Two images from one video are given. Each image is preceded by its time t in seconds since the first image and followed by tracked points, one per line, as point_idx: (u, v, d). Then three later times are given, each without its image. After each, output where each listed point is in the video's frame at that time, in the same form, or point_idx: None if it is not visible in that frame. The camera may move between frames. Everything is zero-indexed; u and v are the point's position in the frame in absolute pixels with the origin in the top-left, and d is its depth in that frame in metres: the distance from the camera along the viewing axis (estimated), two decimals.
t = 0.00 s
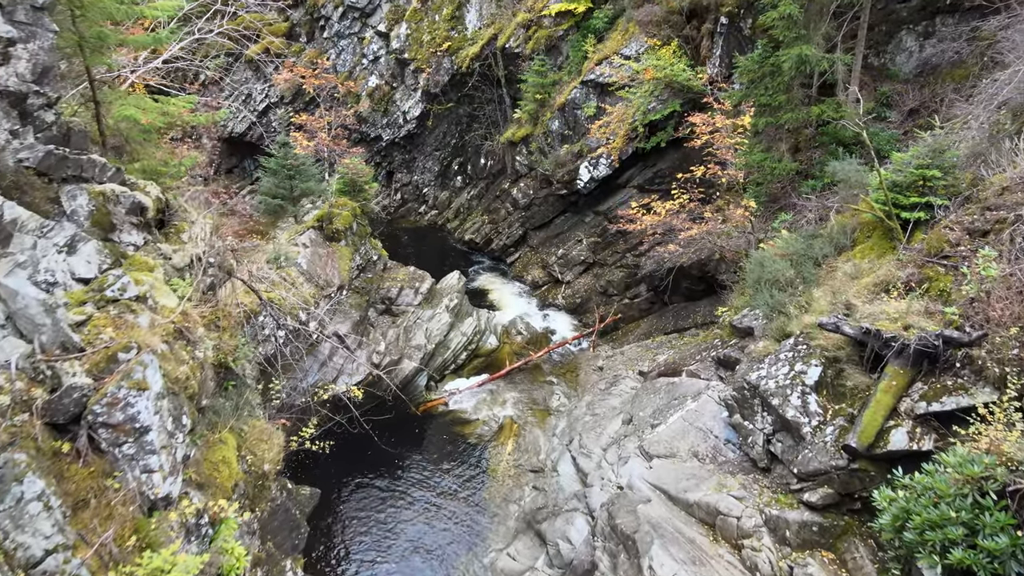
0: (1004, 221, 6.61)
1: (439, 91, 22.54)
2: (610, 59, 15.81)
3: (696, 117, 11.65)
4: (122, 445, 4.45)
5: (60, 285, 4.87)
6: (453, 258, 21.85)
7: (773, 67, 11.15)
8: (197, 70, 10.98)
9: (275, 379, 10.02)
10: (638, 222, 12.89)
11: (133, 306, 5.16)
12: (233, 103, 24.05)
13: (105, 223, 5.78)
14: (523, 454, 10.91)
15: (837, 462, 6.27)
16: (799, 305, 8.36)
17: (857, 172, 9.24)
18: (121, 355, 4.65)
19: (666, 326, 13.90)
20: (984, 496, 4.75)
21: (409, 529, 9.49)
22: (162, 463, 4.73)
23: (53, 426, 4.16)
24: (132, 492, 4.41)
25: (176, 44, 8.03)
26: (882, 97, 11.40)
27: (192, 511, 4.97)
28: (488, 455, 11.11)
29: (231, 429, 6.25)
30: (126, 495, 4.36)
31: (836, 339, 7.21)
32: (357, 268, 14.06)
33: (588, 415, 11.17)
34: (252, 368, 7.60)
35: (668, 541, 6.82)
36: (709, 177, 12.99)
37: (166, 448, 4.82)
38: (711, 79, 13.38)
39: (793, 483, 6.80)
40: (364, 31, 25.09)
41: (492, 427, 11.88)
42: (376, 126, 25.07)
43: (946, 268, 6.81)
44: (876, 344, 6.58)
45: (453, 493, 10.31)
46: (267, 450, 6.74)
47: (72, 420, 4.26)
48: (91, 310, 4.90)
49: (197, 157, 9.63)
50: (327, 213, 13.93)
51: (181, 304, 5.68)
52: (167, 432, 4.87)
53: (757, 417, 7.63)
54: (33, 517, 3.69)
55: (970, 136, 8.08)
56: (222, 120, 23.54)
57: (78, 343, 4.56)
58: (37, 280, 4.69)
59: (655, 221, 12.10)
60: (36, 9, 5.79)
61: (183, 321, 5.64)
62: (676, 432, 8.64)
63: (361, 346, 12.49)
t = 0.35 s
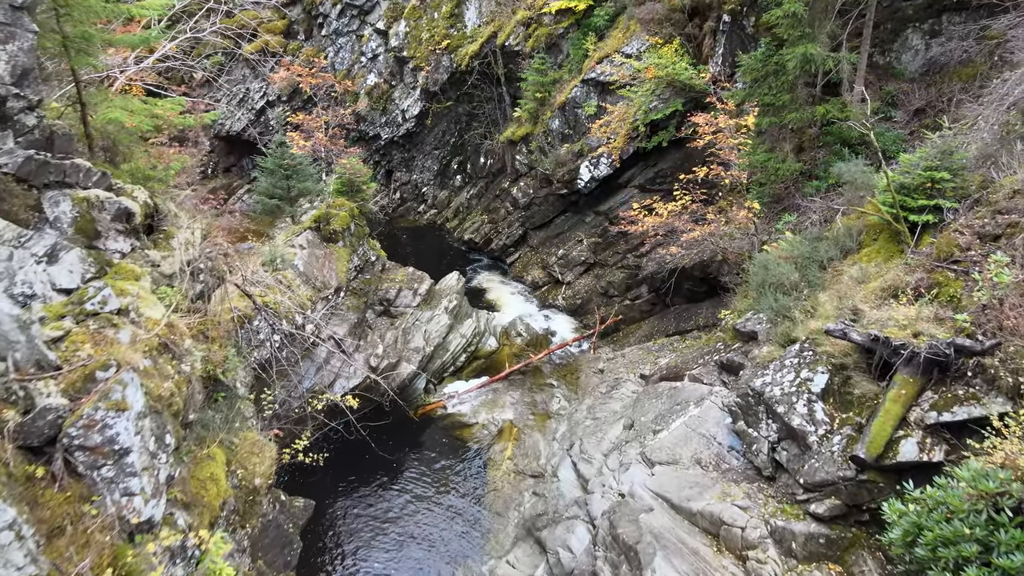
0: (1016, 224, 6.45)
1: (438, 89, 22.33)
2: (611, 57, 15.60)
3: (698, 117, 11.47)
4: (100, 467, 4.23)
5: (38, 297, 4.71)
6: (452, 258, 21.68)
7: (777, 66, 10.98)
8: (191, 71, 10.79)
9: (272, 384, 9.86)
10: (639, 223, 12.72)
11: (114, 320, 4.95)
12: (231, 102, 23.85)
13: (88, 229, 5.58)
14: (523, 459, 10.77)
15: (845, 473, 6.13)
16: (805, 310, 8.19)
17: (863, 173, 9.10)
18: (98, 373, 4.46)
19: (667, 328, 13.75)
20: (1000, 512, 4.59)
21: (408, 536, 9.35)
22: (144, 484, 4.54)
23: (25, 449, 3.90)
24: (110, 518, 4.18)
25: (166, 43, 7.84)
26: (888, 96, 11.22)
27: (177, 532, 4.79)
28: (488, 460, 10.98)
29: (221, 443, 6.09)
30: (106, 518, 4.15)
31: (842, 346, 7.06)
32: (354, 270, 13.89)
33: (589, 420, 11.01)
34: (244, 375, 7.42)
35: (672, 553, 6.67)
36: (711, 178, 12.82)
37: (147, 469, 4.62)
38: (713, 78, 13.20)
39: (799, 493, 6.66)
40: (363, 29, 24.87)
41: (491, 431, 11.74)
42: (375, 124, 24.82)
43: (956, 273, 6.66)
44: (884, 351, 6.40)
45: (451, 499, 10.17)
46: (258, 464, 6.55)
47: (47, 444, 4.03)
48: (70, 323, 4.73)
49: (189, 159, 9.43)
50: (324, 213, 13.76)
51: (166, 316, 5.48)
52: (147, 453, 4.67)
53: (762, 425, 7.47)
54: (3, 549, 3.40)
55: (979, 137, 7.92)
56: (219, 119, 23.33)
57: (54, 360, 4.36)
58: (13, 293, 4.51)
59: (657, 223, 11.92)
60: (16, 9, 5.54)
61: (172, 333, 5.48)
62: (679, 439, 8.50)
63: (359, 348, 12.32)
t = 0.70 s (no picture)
0: None
1: (437, 88, 22.07)
2: (612, 55, 15.35)
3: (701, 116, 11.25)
4: (71, 499, 4.01)
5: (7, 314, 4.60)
6: (451, 258, 21.47)
7: (782, 65, 10.76)
8: (183, 71, 10.56)
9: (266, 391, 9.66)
10: (641, 225, 12.52)
11: (88, 339, 4.76)
12: (228, 101, 23.61)
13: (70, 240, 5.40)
14: (523, 465, 10.60)
15: (855, 487, 5.96)
16: (812, 317, 8.00)
17: (869, 174, 8.93)
18: (67, 399, 4.25)
19: (669, 330, 13.56)
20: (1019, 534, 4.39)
21: (405, 546, 9.18)
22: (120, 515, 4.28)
23: None
24: (81, 552, 3.94)
25: (153, 41, 7.57)
26: (894, 96, 11.01)
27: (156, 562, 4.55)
28: (487, 466, 10.81)
29: (208, 460, 5.88)
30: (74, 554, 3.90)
31: (850, 355, 6.87)
32: (352, 272, 13.69)
33: (590, 425, 10.83)
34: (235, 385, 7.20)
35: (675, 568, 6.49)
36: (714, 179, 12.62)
37: (124, 500, 4.37)
38: (716, 77, 12.98)
39: (807, 506, 6.48)
40: (361, 26, 24.60)
41: (490, 436, 11.57)
42: (373, 123, 24.54)
43: (969, 281, 6.46)
44: (895, 361, 6.20)
45: (450, 506, 10.01)
46: (247, 481, 6.32)
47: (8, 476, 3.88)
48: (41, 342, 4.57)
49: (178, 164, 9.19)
50: (320, 214, 13.56)
51: (147, 332, 5.27)
52: (125, 483, 4.42)
53: (768, 434, 7.29)
54: None
55: (990, 139, 7.73)
56: (215, 118, 23.08)
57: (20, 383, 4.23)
58: None
59: (659, 225, 11.72)
60: None
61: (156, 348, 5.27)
62: (682, 447, 8.32)
63: (356, 352, 12.14)
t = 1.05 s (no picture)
0: None
1: (436, 86, 21.83)
2: (613, 54, 15.12)
3: (704, 118, 11.05)
4: (39, 534, 3.64)
5: None
6: (450, 259, 21.29)
7: (787, 65, 10.56)
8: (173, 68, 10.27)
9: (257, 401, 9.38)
10: (643, 228, 12.33)
11: (61, 361, 4.34)
12: (225, 100, 23.38)
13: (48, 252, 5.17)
14: (522, 472, 10.42)
15: (865, 503, 5.78)
16: (819, 324, 7.80)
17: (874, 176, 8.75)
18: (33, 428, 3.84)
19: (671, 334, 13.37)
20: None
21: (404, 556, 8.99)
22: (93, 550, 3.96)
23: None
24: None
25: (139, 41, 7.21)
26: (900, 95, 10.83)
27: None
28: (487, 473, 10.63)
29: (194, 481, 5.55)
30: None
31: (860, 364, 6.67)
32: (350, 274, 13.49)
33: (591, 431, 10.66)
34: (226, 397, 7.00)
35: None
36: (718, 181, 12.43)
37: (98, 531, 4.05)
38: (718, 77, 12.77)
39: (814, 519, 6.30)
40: (359, 24, 24.32)
41: (489, 442, 11.40)
42: (372, 122, 24.29)
43: (983, 289, 6.28)
44: (906, 372, 6.00)
45: (447, 514, 9.83)
46: (235, 500, 6.02)
47: None
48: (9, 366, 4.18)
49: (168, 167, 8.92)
50: (317, 216, 13.35)
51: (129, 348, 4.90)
52: (98, 514, 4.09)
53: (774, 445, 7.10)
54: None
55: (1003, 142, 7.54)
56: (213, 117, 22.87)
57: None
58: None
59: (661, 227, 11.53)
60: None
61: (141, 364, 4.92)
62: (685, 456, 8.16)
63: (354, 356, 11.94)
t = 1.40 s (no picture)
0: None
1: (435, 85, 21.56)
2: (615, 53, 14.85)
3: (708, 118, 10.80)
4: None
5: None
6: (450, 260, 21.06)
7: (794, 65, 10.31)
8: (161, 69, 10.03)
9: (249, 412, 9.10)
10: (645, 231, 12.09)
11: (23, 393, 4.03)
12: (223, 97, 23.20)
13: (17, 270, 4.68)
14: (522, 480, 10.21)
15: (879, 523, 5.58)
16: (828, 334, 7.57)
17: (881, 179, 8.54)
18: None
19: (673, 338, 13.14)
20: None
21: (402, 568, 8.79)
22: None
23: None
24: None
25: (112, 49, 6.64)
26: (909, 96, 10.60)
27: None
28: (487, 481, 10.43)
29: (175, 508, 5.18)
30: None
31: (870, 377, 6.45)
32: (346, 277, 13.27)
33: (592, 439, 10.44)
34: (217, 410, 6.78)
35: None
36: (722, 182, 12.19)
37: None
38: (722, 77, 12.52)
39: (824, 537, 6.08)
40: (357, 22, 24.00)
41: (489, 449, 11.20)
42: (370, 121, 24.01)
43: (1001, 299, 6.05)
44: (921, 387, 5.78)
45: (444, 524, 9.64)
46: (220, 528, 5.67)
47: None
48: None
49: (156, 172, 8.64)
50: (313, 218, 13.11)
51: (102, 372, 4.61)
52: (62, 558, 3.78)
53: (782, 458, 6.88)
54: None
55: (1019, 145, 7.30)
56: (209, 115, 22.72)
57: None
58: None
59: (664, 231, 11.31)
60: None
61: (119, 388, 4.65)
62: (690, 467, 7.95)
63: (350, 362, 11.71)
